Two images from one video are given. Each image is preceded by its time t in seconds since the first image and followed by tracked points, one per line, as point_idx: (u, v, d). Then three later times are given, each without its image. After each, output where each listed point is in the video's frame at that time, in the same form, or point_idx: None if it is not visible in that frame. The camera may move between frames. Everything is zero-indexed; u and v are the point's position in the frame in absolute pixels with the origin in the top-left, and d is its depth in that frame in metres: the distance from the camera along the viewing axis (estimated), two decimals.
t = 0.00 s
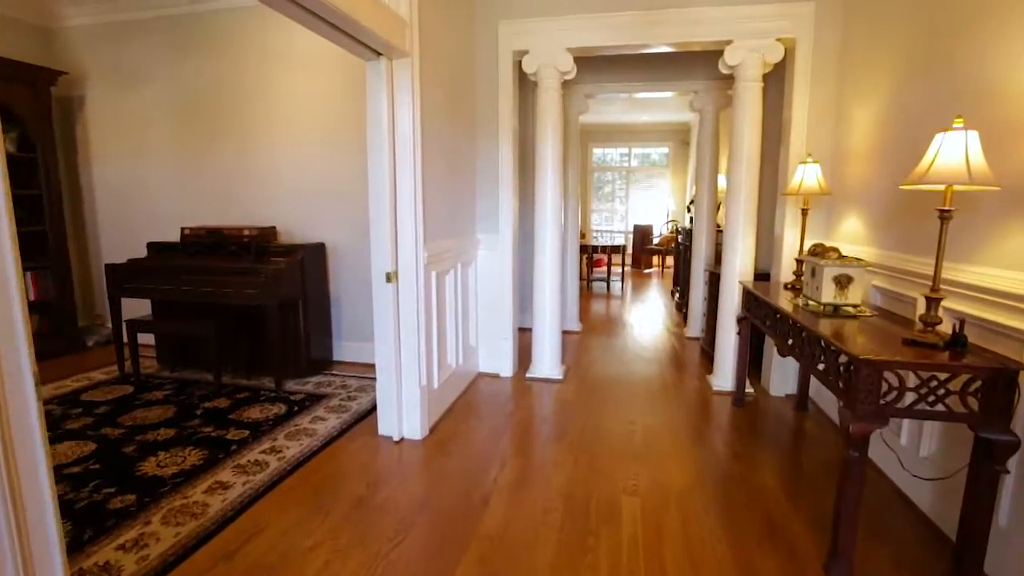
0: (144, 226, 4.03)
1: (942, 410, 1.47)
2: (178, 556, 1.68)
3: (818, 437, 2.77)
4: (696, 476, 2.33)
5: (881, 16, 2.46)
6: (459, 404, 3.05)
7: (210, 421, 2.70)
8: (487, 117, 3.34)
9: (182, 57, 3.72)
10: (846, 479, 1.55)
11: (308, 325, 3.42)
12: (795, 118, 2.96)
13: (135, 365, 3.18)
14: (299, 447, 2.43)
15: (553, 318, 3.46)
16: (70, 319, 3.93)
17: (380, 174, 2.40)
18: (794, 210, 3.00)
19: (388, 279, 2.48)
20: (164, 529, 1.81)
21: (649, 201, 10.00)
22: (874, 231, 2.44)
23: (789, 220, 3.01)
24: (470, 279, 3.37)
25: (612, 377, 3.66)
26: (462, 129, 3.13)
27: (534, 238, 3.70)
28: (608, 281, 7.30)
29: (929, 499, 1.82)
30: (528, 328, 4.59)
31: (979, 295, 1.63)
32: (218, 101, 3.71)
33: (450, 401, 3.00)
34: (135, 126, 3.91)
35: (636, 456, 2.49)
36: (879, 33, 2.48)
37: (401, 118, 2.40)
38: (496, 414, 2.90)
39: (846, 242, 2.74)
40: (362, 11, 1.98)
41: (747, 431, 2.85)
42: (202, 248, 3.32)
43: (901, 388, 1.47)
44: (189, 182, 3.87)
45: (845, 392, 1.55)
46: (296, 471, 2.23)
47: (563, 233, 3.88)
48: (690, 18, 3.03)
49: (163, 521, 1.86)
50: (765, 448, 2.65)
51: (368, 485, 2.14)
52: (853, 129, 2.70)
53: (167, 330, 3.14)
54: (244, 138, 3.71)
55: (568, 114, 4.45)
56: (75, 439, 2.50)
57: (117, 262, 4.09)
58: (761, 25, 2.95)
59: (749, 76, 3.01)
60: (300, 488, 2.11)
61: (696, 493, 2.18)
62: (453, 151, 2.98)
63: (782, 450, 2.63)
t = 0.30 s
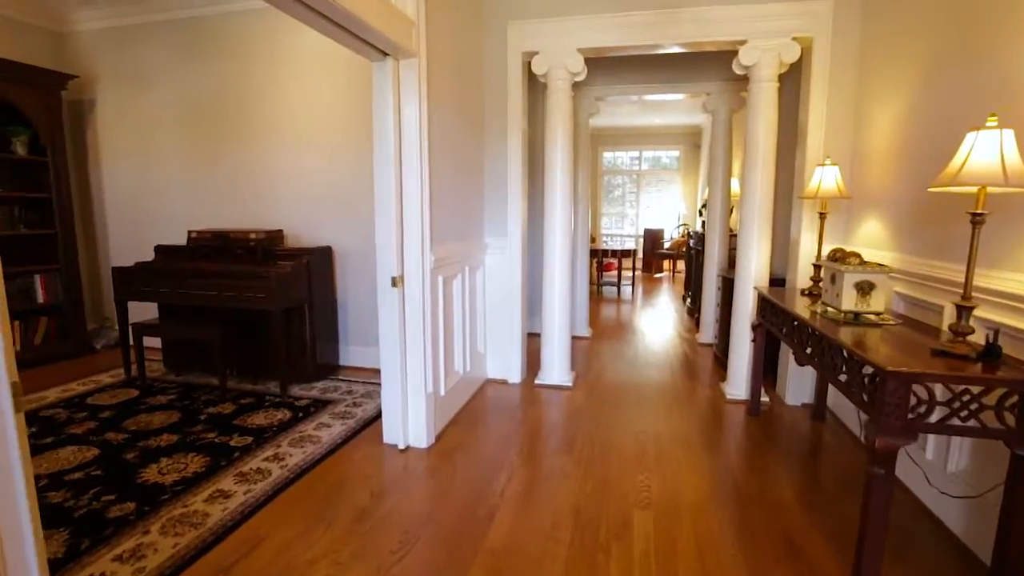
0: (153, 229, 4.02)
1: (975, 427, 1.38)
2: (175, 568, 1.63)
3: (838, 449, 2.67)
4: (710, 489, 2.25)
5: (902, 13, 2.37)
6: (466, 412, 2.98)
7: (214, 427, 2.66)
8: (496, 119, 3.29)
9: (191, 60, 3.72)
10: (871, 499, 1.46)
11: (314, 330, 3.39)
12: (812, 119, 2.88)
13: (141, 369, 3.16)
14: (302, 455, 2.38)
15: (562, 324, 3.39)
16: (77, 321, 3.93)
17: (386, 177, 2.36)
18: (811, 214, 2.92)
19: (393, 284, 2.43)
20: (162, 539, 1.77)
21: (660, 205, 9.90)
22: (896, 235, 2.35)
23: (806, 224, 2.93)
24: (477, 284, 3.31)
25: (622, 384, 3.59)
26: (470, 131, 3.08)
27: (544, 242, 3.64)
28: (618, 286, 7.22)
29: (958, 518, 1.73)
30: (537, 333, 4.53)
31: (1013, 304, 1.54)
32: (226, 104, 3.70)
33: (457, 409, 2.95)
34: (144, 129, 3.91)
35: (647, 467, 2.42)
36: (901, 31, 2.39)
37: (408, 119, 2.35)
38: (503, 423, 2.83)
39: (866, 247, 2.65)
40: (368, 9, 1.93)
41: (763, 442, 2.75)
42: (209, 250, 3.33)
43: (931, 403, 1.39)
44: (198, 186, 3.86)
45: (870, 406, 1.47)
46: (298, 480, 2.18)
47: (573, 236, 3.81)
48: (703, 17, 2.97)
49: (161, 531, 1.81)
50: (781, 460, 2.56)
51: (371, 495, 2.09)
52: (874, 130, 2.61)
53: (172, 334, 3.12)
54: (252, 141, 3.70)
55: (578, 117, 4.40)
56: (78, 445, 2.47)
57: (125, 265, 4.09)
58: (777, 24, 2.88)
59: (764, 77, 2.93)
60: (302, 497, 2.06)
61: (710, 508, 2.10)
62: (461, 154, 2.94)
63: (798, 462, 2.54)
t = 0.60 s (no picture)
0: (165, 232, 4.03)
1: (1018, 446, 1.30)
2: None
3: (862, 461, 2.57)
4: (728, 502, 2.17)
5: (930, 10, 2.29)
6: (477, 419, 2.93)
7: (222, 432, 2.63)
8: (508, 121, 3.25)
9: (204, 64, 3.73)
10: (904, 520, 1.38)
11: (324, 334, 3.36)
12: (834, 120, 2.79)
13: (151, 371, 3.15)
14: (310, 462, 2.34)
15: (575, 329, 3.32)
16: (91, 323, 3.95)
17: (396, 179, 2.32)
18: (833, 218, 2.83)
19: (403, 288, 2.38)
20: (166, 547, 1.73)
21: (673, 208, 9.79)
22: (924, 240, 2.26)
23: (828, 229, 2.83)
24: (489, 288, 3.26)
25: (636, 391, 3.51)
26: (482, 133, 3.04)
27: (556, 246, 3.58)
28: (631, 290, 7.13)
29: (997, 539, 1.64)
30: (549, 338, 4.46)
31: None
32: (238, 107, 3.70)
33: (467, 416, 2.89)
34: (158, 132, 3.92)
35: (663, 478, 2.34)
36: (927, 28, 2.31)
37: (419, 121, 2.31)
38: (515, 431, 2.78)
39: (892, 252, 2.55)
40: (379, 9, 1.89)
41: (783, 453, 2.66)
42: (219, 252, 3.31)
43: (970, 420, 1.30)
44: (210, 188, 3.86)
45: (903, 421, 1.38)
46: (306, 488, 2.14)
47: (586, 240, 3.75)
48: (720, 16, 2.90)
49: (165, 539, 1.78)
50: (802, 472, 2.47)
51: (379, 505, 2.04)
52: (900, 131, 2.52)
53: (182, 337, 3.10)
54: (263, 144, 3.69)
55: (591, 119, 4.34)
56: (86, 448, 2.46)
57: (138, 267, 4.10)
58: (797, 22, 2.80)
59: (784, 76, 2.85)
60: (308, 506, 2.02)
61: (730, 523, 2.02)
62: (473, 156, 2.89)
63: (821, 474, 2.45)
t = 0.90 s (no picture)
0: (180, 233, 4.04)
1: None
2: None
3: (892, 473, 2.46)
4: (752, 515, 2.08)
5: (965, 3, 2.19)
6: (490, 425, 2.87)
7: (233, 435, 2.60)
8: (524, 122, 3.19)
9: (218, 65, 3.73)
10: (948, 543, 1.29)
11: (336, 336, 3.32)
12: (862, 119, 2.70)
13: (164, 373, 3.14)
14: (321, 467, 2.30)
15: (591, 334, 3.25)
16: (106, 323, 3.97)
17: (410, 179, 2.27)
18: (860, 220, 2.73)
19: (416, 291, 2.34)
20: (173, 555, 1.70)
21: (689, 211, 9.66)
22: (959, 243, 2.15)
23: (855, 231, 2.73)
24: (503, 291, 3.21)
25: (654, 397, 3.42)
26: (497, 134, 2.99)
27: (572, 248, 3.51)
28: (645, 293, 7.03)
29: None
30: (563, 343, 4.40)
31: None
32: (253, 108, 3.69)
33: (481, 422, 2.83)
34: (173, 134, 3.94)
35: (683, 489, 2.26)
36: (962, 22, 2.21)
37: (433, 121, 2.27)
38: (529, 437, 2.71)
39: (923, 255, 2.45)
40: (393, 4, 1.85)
41: (807, 463, 2.56)
42: (232, 254, 3.30)
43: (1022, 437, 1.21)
44: (224, 190, 3.86)
45: (947, 437, 1.30)
46: (316, 494, 2.10)
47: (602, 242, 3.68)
48: (743, 12, 2.81)
49: (173, 546, 1.74)
50: (828, 484, 2.37)
51: (390, 513, 1.99)
52: (933, 129, 2.42)
53: (195, 338, 3.09)
54: (277, 145, 3.68)
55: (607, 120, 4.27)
56: (98, 450, 2.44)
57: (153, 268, 4.12)
58: (822, 18, 2.71)
59: (809, 74, 2.76)
60: (318, 513, 1.97)
61: (754, 538, 1.93)
62: (487, 156, 2.84)
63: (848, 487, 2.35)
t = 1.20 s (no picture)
0: (197, 234, 4.05)
1: None
2: None
3: (928, 486, 2.34)
4: (780, 530, 1.99)
5: None
6: (506, 430, 2.80)
7: (247, 437, 2.58)
8: (542, 120, 3.13)
9: (236, 65, 3.73)
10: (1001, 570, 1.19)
11: (351, 338, 3.29)
12: (896, 115, 2.58)
13: (180, 373, 3.14)
14: (334, 472, 2.26)
15: (610, 337, 3.17)
16: (125, 322, 4.00)
17: (426, 178, 2.22)
18: (893, 222, 2.61)
19: (432, 293, 2.28)
20: (183, 561, 1.66)
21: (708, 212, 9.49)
22: (1003, 245, 2.04)
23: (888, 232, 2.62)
24: (520, 293, 3.14)
25: (674, 403, 3.32)
26: (515, 133, 2.93)
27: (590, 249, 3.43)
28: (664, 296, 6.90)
29: None
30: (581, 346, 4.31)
31: None
32: (270, 108, 3.68)
33: (497, 427, 2.77)
34: (191, 134, 3.95)
35: (707, 500, 2.17)
36: (1006, 11, 2.09)
37: (450, 118, 2.21)
38: (546, 443, 2.64)
39: (962, 257, 2.32)
40: None
41: (837, 474, 2.45)
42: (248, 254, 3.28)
43: None
44: (241, 190, 3.86)
45: (1000, 456, 1.20)
46: (328, 500, 2.05)
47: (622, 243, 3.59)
48: (770, 5, 2.71)
49: (183, 552, 1.71)
50: (861, 497, 2.26)
51: (404, 521, 1.94)
52: (973, 125, 2.30)
53: (211, 339, 3.08)
54: (294, 144, 3.66)
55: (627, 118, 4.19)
56: (113, 450, 2.43)
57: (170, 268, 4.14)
58: (854, 10, 2.60)
59: (840, 69, 2.65)
60: (330, 520, 1.93)
61: (783, 554, 1.84)
62: (505, 155, 2.78)
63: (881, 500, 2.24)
